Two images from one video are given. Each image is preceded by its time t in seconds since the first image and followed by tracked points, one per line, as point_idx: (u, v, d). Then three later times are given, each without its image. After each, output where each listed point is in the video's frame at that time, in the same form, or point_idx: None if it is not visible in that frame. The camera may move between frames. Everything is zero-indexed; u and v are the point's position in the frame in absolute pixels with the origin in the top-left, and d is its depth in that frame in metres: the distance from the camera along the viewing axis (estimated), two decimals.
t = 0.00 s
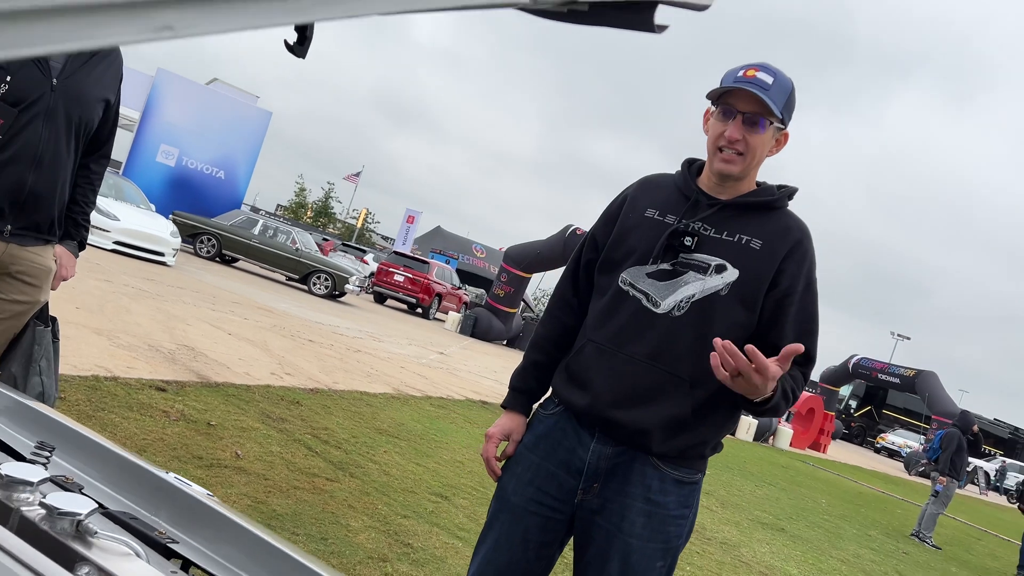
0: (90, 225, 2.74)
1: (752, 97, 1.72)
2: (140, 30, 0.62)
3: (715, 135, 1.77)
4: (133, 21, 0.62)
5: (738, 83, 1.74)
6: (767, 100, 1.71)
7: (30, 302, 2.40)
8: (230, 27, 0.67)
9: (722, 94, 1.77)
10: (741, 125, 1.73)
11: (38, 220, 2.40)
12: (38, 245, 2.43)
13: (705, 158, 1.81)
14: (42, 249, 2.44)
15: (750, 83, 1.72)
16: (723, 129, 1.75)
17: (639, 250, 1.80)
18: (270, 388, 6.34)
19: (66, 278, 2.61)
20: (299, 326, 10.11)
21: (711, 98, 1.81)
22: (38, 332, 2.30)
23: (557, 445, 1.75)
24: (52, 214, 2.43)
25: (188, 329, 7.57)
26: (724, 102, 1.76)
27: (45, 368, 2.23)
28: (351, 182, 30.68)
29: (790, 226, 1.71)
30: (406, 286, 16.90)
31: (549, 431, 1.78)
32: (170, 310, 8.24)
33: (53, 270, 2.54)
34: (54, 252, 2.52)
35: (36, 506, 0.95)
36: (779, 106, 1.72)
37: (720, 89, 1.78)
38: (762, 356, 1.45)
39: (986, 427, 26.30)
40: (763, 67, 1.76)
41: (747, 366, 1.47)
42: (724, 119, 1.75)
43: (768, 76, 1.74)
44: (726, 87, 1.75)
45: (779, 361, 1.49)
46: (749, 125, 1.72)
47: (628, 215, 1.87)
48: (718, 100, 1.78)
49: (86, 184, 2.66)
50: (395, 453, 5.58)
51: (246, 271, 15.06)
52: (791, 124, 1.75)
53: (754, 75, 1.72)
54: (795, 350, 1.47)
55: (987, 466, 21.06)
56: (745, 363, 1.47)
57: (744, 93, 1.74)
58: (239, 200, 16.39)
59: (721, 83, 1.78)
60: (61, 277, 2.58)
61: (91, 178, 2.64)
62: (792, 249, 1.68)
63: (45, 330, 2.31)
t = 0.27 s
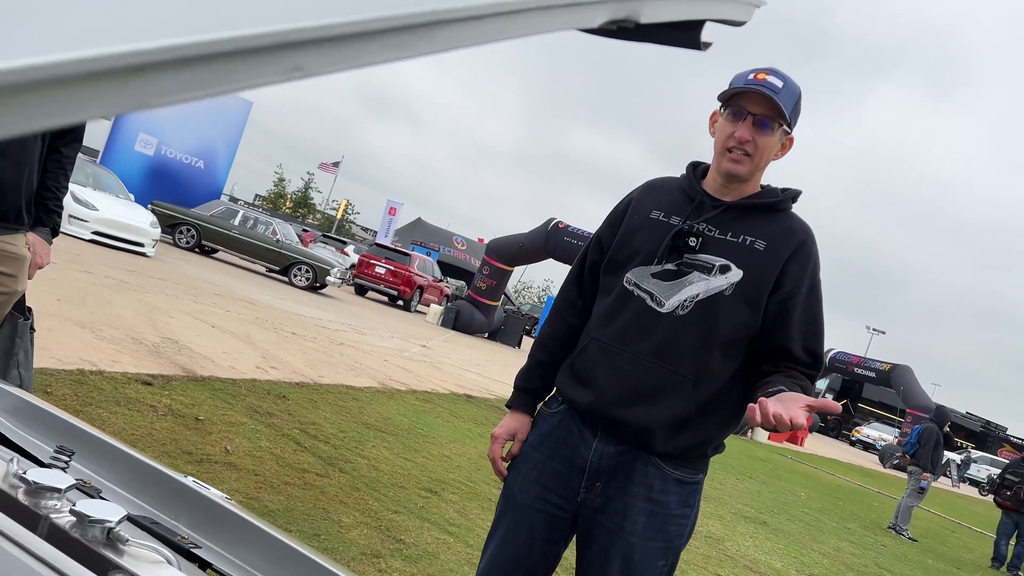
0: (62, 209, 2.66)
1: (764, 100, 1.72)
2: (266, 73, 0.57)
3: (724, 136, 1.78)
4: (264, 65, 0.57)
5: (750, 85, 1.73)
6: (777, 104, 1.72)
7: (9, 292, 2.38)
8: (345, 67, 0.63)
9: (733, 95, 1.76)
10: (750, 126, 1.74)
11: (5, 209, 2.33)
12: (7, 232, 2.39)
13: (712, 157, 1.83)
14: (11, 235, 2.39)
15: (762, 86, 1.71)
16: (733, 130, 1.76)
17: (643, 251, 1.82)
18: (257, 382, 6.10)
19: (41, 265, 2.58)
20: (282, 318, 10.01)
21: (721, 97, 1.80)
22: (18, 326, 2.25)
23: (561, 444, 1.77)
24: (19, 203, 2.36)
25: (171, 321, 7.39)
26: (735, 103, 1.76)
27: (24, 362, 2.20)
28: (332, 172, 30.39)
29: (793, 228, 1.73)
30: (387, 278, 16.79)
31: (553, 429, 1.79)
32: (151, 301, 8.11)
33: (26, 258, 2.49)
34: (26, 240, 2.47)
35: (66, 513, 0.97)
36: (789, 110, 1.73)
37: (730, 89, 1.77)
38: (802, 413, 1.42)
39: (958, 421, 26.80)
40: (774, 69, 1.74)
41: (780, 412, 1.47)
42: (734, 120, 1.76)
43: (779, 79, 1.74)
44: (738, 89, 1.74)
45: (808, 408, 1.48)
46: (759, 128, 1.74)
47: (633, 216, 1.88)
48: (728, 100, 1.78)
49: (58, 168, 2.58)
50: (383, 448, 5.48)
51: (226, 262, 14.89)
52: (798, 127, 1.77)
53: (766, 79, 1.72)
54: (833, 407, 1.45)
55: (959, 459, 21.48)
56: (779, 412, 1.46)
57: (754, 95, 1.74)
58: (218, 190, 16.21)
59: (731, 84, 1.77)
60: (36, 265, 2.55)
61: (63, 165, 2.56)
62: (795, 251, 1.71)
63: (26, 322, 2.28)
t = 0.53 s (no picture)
0: (37, 199, 2.62)
1: (758, 104, 1.71)
2: (316, 86, 0.59)
3: (717, 137, 1.78)
4: (312, 76, 0.58)
5: (744, 88, 1.71)
6: (772, 108, 1.71)
7: None
8: (386, 79, 0.64)
9: (727, 97, 1.75)
10: (743, 129, 1.74)
11: None
12: None
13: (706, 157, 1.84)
14: None
15: (756, 90, 1.70)
16: (725, 132, 1.77)
17: (635, 251, 1.83)
18: (242, 379, 6.02)
19: (16, 257, 2.53)
20: (267, 315, 9.93)
21: (716, 97, 1.79)
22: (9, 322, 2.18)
23: (552, 444, 1.77)
24: None
25: (155, 318, 7.29)
26: (729, 105, 1.75)
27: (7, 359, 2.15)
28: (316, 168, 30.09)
29: (783, 228, 1.74)
30: (372, 275, 16.70)
31: (544, 428, 1.80)
32: (134, 297, 8.02)
33: None
34: None
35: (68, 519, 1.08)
36: (783, 114, 1.72)
37: (725, 91, 1.76)
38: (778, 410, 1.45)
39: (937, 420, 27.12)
40: (770, 72, 1.73)
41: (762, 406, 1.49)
42: (728, 122, 1.76)
43: (775, 82, 1.73)
44: (732, 92, 1.73)
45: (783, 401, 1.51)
46: (751, 131, 1.74)
47: (625, 217, 1.90)
48: (723, 101, 1.77)
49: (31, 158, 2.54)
50: (370, 446, 5.43)
51: (210, 257, 14.76)
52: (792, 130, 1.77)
53: (761, 83, 1.70)
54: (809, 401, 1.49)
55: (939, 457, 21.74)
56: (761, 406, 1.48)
57: (749, 98, 1.73)
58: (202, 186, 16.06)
59: (727, 86, 1.75)
60: (10, 256, 2.50)
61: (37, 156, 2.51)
62: (785, 251, 1.72)
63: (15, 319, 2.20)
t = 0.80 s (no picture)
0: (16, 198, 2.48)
1: (741, 104, 1.73)
2: (321, 80, 0.59)
3: (701, 138, 1.80)
4: (316, 71, 0.58)
5: (727, 89, 1.73)
6: (754, 108, 1.72)
7: None
8: (389, 74, 0.64)
9: (711, 98, 1.77)
10: (728, 130, 1.75)
11: None
12: None
13: (690, 157, 1.85)
14: None
15: (739, 91, 1.72)
16: (709, 132, 1.78)
17: (622, 251, 1.84)
18: (231, 379, 5.97)
19: None
20: (255, 315, 9.88)
21: (699, 98, 1.80)
22: None
23: (542, 443, 1.78)
24: None
25: (143, 318, 7.23)
26: (712, 106, 1.77)
27: None
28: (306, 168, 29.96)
29: (770, 225, 1.76)
30: (361, 276, 16.64)
31: (533, 427, 1.81)
32: (122, 297, 7.95)
33: None
34: None
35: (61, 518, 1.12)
36: (766, 113, 1.74)
37: (708, 92, 1.78)
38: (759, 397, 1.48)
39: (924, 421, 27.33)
40: (752, 73, 1.75)
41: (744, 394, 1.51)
42: (712, 123, 1.77)
43: (757, 83, 1.75)
44: (716, 92, 1.74)
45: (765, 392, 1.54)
46: (735, 131, 1.75)
47: (612, 218, 1.91)
48: (706, 102, 1.79)
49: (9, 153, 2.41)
50: (360, 447, 5.40)
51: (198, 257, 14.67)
52: (775, 130, 1.78)
53: (743, 83, 1.72)
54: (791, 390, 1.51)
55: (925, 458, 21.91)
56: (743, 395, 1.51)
57: (732, 99, 1.74)
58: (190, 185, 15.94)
59: (710, 87, 1.77)
60: None
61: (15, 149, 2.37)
62: (772, 249, 1.73)
63: None
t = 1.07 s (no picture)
0: None
1: (733, 103, 1.74)
2: (321, 86, 0.60)
3: (692, 139, 1.80)
4: (316, 77, 0.59)
5: (717, 89, 1.74)
6: (745, 107, 1.74)
7: None
8: (388, 79, 0.64)
9: (701, 99, 1.77)
10: (720, 130, 1.76)
11: None
12: None
13: (680, 159, 1.85)
14: None
15: (730, 90, 1.73)
16: (700, 132, 1.78)
17: (612, 254, 1.85)
18: (224, 384, 5.94)
19: None
20: (247, 319, 9.83)
21: (687, 99, 1.81)
22: None
23: (534, 447, 1.78)
24: None
25: (135, 322, 7.19)
26: (703, 106, 1.78)
27: None
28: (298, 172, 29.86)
29: (757, 226, 1.78)
30: (354, 279, 16.60)
31: (525, 431, 1.81)
32: (114, 301, 7.91)
33: None
34: None
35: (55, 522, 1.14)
36: (755, 112, 1.76)
37: (697, 93, 1.78)
38: (742, 402, 1.49)
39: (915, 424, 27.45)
40: (739, 72, 1.76)
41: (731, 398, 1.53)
42: (702, 123, 1.78)
43: (745, 81, 1.76)
44: (705, 93, 1.75)
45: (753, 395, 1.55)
46: (727, 131, 1.76)
47: (601, 221, 1.91)
48: (695, 102, 1.79)
49: None
50: (353, 451, 5.38)
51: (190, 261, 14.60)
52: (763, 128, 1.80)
53: (733, 82, 1.73)
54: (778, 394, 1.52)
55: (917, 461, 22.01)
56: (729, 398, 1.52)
57: (722, 98, 1.75)
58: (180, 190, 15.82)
59: (699, 87, 1.77)
60: None
61: None
62: (760, 249, 1.76)
63: None
